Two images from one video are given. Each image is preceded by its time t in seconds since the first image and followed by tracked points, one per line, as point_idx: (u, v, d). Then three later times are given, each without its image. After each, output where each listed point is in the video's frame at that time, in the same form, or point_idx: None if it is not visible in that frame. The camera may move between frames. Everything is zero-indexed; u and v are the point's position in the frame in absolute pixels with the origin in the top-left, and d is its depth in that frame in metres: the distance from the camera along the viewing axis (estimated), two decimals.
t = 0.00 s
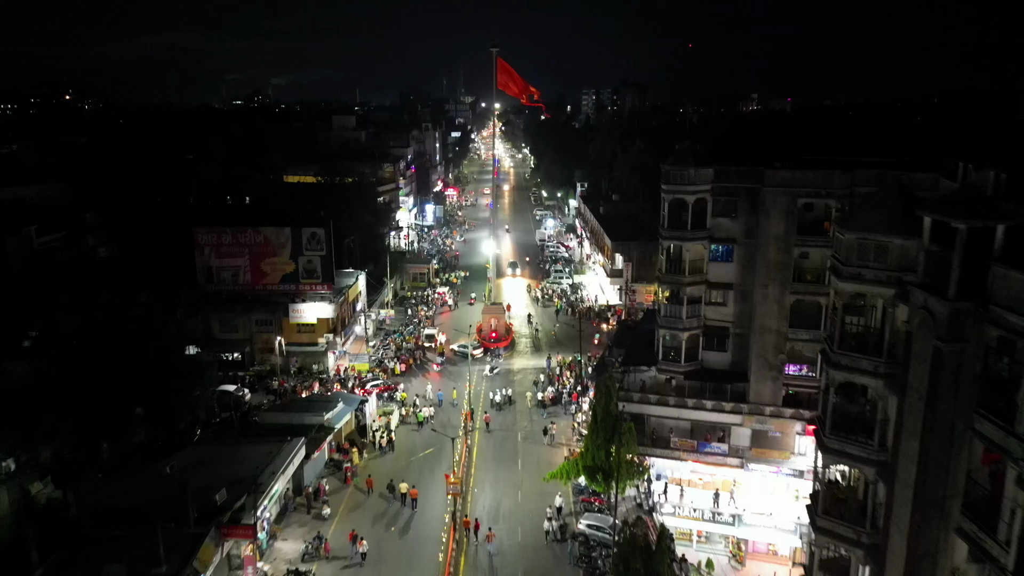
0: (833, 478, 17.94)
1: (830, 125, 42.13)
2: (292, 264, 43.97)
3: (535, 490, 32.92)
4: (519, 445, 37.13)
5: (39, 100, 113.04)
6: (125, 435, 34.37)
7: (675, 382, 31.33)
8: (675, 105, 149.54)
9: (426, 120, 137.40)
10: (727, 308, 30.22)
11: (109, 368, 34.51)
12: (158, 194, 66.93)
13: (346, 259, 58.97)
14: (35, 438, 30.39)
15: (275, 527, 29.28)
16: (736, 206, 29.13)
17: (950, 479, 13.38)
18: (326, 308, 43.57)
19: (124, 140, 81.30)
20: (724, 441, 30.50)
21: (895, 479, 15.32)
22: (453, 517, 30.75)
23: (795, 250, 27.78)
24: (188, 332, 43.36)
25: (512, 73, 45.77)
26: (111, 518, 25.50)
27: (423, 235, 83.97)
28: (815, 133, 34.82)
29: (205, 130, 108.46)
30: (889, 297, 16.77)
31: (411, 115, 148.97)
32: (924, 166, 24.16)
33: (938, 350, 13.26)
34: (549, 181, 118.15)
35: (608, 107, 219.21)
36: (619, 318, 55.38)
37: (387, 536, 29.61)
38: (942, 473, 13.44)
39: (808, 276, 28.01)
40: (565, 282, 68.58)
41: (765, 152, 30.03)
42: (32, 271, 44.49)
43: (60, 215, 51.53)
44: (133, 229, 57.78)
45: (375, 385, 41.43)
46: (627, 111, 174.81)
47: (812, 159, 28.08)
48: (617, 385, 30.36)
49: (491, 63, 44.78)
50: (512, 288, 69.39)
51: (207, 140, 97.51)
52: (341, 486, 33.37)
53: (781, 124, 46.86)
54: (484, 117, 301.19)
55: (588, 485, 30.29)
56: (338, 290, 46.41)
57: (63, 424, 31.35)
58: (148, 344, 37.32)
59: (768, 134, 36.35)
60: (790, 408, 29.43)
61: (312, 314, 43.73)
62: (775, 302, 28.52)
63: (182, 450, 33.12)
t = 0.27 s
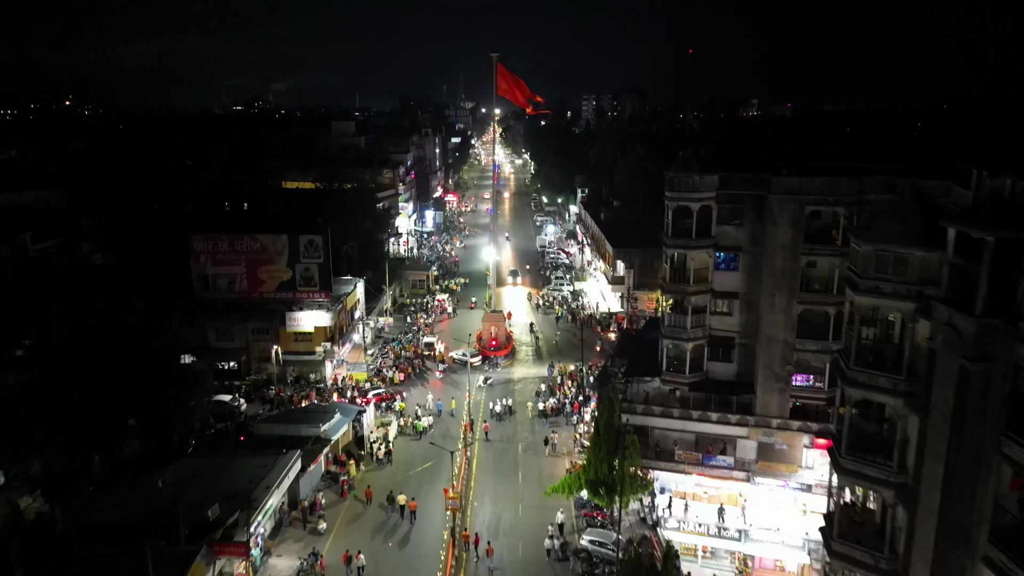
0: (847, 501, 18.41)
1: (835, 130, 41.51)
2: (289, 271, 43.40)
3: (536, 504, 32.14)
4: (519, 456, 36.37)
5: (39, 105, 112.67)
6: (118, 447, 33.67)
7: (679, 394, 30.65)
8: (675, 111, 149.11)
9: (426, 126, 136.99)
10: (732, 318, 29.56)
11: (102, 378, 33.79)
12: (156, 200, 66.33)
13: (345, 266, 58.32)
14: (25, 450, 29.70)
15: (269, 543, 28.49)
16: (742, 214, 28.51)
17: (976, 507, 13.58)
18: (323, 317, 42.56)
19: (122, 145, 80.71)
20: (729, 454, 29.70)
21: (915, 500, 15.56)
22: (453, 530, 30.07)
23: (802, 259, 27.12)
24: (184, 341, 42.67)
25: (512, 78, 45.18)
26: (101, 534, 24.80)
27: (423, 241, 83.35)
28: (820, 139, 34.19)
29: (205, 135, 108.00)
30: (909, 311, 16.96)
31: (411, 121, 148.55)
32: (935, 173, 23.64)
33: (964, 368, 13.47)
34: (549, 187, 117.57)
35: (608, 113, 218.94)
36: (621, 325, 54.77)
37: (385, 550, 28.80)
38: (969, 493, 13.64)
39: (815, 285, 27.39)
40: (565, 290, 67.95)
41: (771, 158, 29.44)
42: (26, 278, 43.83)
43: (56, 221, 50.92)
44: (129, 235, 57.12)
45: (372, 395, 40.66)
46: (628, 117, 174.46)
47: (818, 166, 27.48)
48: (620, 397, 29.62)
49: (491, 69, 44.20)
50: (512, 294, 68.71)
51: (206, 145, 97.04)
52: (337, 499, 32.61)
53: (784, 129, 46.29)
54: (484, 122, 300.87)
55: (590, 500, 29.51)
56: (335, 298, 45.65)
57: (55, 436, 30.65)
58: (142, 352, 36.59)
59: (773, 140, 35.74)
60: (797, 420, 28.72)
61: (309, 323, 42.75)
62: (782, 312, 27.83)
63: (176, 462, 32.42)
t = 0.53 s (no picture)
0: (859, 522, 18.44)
1: (840, 136, 40.85)
2: (285, 279, 42.74)
3: (537, 518, 31.35)
4: (519, 469, 35.61)
5: (38, 111, 112.19)
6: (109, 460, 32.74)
7: (684, 405, 29.88)
8: (675, 116, 148.62)
9: (426, 132, 136.63)
10: (738, 328, 28.88)
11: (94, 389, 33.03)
12: (153, 206, 65.68)
13: (344, 273, 57.68)
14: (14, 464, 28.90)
15: (264, 560, 27.68)
16: (749, 222, 27.85)
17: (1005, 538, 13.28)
18: (321, 326, 41.81)
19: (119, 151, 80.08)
20: (735, 468, 28.91)
21: (938, 527, 15.24)
22: (453, 544, 29.34)
23: (810, 268, 26.45)
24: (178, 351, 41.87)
25: (512, 83, 44.59)
26: (90, 552, 23.99)
27: (422, 248, 82.75)
28: (827, 145, 33.56)
29: (204, 141, 107.45)
30: (933, 326, 16.41)
31: (411, 126, 148.12)
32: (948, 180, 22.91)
33: (994, 389, 13.21)
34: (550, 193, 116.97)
35: (608, 119, 218.99)
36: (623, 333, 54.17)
37: (383, 564, 28.07)
38: (999, 518, 13.36)
39: (824, 295, 26.74)
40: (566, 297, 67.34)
41: (777, 165, 28.81)
42: (19, 286, 43.12)
43: (50, 228, 50.24)
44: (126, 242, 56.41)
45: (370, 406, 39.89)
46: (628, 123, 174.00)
47: (828, 173, 26.82)
48: (623, 409, 28.80)
49: (491, 73, 43.66)
50: (512, 302, 67.91)
51: (204, 152, 96.47)
52: (334, 514, 31.80)
53: (787, 135, 45.79)
54: (484, 128, 300.42)
55: (593, 514, 28.67)
56: (333, 307, 44.91)
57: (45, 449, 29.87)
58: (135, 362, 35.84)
59: (778, 147, 35.10)
60: (805, 433, 27.92)
61: (306, 332, 42.00)
62: (789, 323, 27.16)
63: (169, 476, 31.62)
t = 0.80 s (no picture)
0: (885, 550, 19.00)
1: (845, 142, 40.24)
2: (282, 287, 42.10)
3: (539, 533, 30.62)
4: (520, 481, 34.92)
5: (39, 117, 111.95)
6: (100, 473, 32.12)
7: (689, 417, 29.16)
8: (676, 122, 148.21)
9: (426, 138, 136.25)
10: (744, 338, 28.22)
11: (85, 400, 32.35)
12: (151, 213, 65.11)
13: (342, 281, 57.05)
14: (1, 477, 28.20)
15: None
16: (755, 229, 27.25)
17: None
18: (318, 334, 41.34)
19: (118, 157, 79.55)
20: (741, 482, 28.25)
21: (969, 556, 15.29)
22: (453, 559, 28.58)
23: (818, 277, 25.82)
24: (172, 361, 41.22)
25: (512, 87, 43.93)
26: (76, 570, 23.25)
27: (422, 254, 82.16)
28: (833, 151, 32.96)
29: (203, 147, 107.05)
30: (956, 342, 17.08)
31: (411, 132, 147.69)
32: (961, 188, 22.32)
33: None
34: (550, 198, 116.39)
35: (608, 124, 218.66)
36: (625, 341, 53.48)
37: None
38: None
39: (832, 305, 26.07)
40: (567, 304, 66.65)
41: (784, 171, 28.22)
42: (13, 294, 42.51)
43: (46, 235, 49.67)
44: (122, 249, 55.77)
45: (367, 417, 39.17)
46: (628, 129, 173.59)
47: (836, 180, 26.28)
48: (627, 421, 28.07)
49: (491, 78, 43.04)
50: (512, 309, 67.18)
51: (203, 158, 96.04)
52: (331, 528, 31.06)
53: (791, 141, 45.18)
54: (484, 134, 300.16)
55: (596, 528, 27.92)
56: (331, 315, 44.29)
57: (33, 462, 29.18)
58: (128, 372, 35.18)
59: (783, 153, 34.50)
60: (813, 446, 27.22)
61: (303, 340, 41.51)
62: (797, 333, 26.49)
63: (161, 489, 30.90)
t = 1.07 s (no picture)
0: None
1: (850, 147, 39.66)
2: (279, 295, 41.43)
3: (540, 548, 29.85)
4: (521, 493, 34.21)
5: (39, 122, 111.62)
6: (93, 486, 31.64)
7: (694, 430, 28.44)
8: (676, 127, 147.81)
9: (426, 143, 135.85)
10: (751, 349, 27.55)
11: (77, 410, 31.68)
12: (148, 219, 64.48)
13: (341, 288, 56.39)
14: None
15: None
16: (761, 237, 26.61)
17: None
18: (315, 343, 40.64)
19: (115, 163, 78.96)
20: (748, 496, 27.37)
21: None
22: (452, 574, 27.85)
23: (827, 287, 25.16)
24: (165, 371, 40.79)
25: (512, 92, 43.37)
26: None
27: (422, 261, 81.55)
28: (839, 157, 32.38)
29: (203, 153, 106.59)
30: (986, 360, 17.13)
31: (411, 138, 147.30)
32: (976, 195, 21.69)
33: None
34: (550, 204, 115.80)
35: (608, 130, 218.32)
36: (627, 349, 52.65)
37: None
38: None
39: (842, 314, 25.41)
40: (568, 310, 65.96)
41: (790, 178, 27.61)
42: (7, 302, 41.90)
43: (41, 242, 49.07)
44: (118, 256, 55.15)
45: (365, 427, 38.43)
46: (628, 134, 173.22)
47: (845, 187, 25.65)
48: (631, 433, 27.33)
49: (491, 83, 42.47)
50: (512, 316, 66.46)
51: (203, 164, 95.58)
52: (327, 543, 30.26)
53: (796, 147, 44.58)
54: (484, 139, 299.83)
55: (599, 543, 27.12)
56: (328, 323, 43.67)
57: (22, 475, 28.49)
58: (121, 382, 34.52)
59: (787, 159, 33.96)
60: (822, 460, 26.49)
61: (300, 349, 40.79)
62: (805, 344, 25.83)
63: (153, 503, 30.21)
